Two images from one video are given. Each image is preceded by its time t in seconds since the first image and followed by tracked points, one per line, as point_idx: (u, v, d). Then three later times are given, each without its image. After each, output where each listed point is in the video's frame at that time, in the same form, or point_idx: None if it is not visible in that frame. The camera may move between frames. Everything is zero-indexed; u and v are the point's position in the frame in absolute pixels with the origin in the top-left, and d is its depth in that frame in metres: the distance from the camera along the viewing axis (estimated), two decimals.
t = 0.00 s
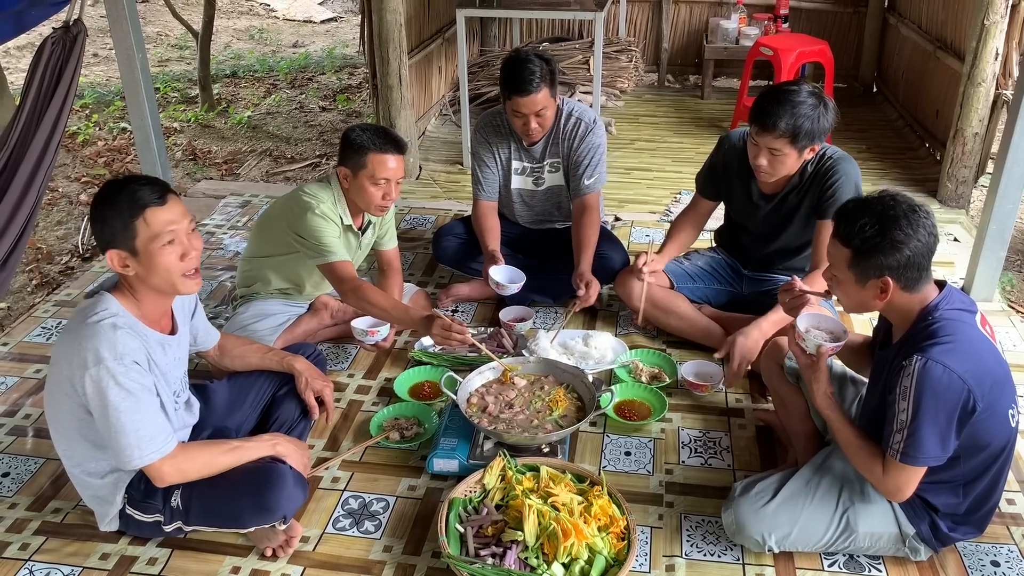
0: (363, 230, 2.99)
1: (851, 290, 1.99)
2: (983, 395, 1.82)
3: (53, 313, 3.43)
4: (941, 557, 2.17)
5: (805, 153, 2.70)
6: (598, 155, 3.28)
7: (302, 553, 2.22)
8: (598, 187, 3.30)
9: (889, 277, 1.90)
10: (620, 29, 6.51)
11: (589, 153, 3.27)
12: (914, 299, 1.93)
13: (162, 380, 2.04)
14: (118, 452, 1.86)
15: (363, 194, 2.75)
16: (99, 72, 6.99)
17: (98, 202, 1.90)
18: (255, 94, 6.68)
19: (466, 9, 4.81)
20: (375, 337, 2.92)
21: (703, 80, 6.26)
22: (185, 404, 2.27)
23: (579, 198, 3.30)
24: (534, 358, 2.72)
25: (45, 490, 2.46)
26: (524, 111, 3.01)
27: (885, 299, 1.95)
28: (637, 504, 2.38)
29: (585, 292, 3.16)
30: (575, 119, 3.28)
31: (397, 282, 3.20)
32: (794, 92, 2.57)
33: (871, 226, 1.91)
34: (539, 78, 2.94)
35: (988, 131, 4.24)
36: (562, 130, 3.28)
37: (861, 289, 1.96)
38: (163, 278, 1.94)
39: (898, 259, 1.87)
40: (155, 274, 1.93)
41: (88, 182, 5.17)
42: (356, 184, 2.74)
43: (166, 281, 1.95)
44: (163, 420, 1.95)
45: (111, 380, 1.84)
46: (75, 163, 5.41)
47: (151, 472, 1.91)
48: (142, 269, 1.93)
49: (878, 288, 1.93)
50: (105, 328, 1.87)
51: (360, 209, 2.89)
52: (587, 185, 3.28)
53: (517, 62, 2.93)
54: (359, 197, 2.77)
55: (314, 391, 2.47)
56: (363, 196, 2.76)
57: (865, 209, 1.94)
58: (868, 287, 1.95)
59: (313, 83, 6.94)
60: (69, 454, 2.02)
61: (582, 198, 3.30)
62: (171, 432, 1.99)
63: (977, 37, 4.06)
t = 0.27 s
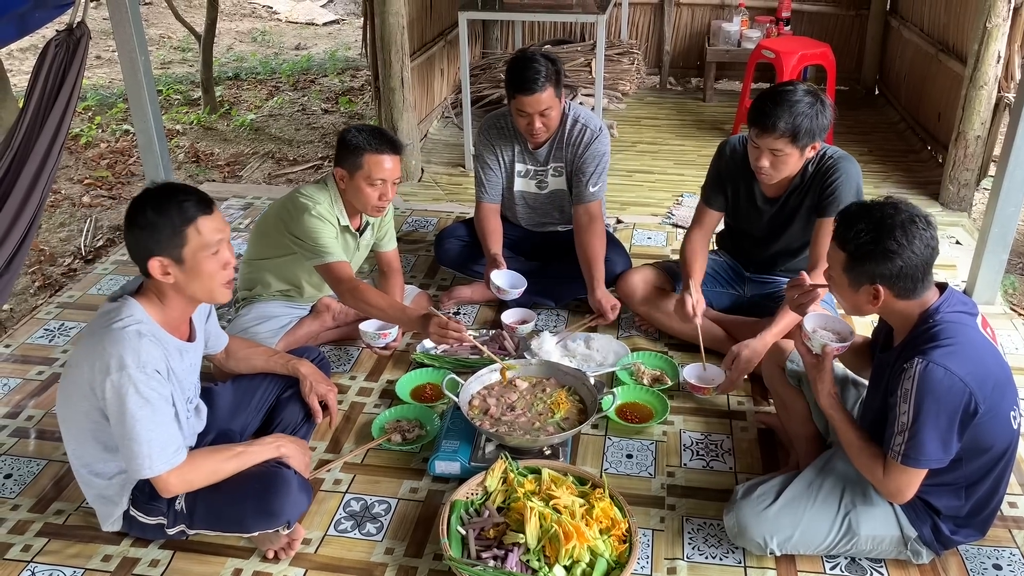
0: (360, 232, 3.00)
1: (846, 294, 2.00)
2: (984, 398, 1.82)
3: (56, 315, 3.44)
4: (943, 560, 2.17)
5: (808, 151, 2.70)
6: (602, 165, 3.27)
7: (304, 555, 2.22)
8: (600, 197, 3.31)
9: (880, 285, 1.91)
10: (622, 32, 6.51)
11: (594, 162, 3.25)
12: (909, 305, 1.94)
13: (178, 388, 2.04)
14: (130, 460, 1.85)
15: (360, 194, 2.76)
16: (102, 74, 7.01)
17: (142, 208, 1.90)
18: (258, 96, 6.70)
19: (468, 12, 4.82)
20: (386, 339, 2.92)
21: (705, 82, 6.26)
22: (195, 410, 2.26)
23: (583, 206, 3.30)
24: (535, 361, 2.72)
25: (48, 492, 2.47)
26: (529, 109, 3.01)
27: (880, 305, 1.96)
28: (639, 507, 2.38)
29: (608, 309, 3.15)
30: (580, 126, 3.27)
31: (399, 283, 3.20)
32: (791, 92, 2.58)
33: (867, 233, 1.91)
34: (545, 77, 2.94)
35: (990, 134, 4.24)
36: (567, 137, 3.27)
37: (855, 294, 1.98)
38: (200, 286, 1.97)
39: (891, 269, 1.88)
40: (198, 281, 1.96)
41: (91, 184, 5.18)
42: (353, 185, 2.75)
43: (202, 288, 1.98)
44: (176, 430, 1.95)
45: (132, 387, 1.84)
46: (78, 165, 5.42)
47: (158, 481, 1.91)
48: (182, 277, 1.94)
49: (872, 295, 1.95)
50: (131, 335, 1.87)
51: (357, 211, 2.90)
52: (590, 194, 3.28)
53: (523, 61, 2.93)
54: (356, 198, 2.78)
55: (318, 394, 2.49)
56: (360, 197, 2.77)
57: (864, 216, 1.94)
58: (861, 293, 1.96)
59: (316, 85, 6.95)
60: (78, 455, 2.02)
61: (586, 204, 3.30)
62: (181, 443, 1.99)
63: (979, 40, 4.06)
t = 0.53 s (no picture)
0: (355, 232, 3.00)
1: (855, 288, 1.99)
2: (984, 398, 1.82)
3: (58, 317, 3.44)
4: (945, 562, 2.16)
5: (808, 158, 2.69)
6: (603, 161, 3.27)
7: (305, 557, 2.22)
8: (603, 192, 3.32)
9: (895, 279, 1.90)
10: (623, 34, 6.51)
11: (594, 158, 3.25)
12: (918, 302, 1.94)
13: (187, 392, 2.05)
14: (138, 465, 1.86)
15: (352, 195, 2.75)
16: (103, 76, 7.02)
17: (190, 212, 1.90)
18: (259, 98, 6.70)
19: (469, 13, 4.82)
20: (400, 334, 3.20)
21: (706, 84, 6.26)
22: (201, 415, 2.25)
23: (586, 204, 3.30)
24: (537, 363, 2.73)
25: (49, 494, 2.47)
26: (529, 109, 3.01)
27: (890, 302, 1.95)
28: (641, 509, 2.37)
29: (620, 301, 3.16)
30: (579, 123, 3.28)
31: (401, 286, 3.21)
32: (795, 95, 2.58)
33: (883, 226, 1.90)
34: (546, 76, 2.95)
35: (992, 135, 4.24)
36: (567, 134, 3.28)
37: (867, 289, 1.96)
38: (227, 293, 1.99)
39: (907, 262, 1.87)
40: (230, 289, 1.98)
41: (92, 186, 5.19)
42: (344, 185, 2.75)
43: (228, 295, 2.00)
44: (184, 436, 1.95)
45: (143, 393, 1.84)
46: (79, 167, 5.43)
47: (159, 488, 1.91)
48: (214, 283, 1.95)
49: (884, 289, 1.93)
50: (145, 340, 1.87)
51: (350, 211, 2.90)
52: (595, 190, 3.29)
53: (525, 60, 2.93)
54: (348, 199, 2.78)
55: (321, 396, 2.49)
56: (352, 198, 2.76)
57: (879, 209, 1.93)
58: (873, 288, 1.95)
59: (317, 87, 6.96)
60: (83, 456, 2.02)
61: (588, 201, 3.31)
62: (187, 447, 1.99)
63: (981, 42, 4.05)
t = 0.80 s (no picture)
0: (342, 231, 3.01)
1: (863, 273, 1.98)
2: (979, 396, 1.82)
3: (58, 318, 3.45)
4: (946, 563, 2.16)
5: (804, 152, 2.68)
6: (604, 158, 3.27)
7: (306, 558, 2.22)
8: (607, 189, 3.32)
9: (904, 264, 1.89)
10: (623, 35, 6.51)
11: (595, 155, 3.26)
12: (917, 298, 1.94)
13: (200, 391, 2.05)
14: (148, 460, 1.86)
15: (338, 191, 2.75)
16: (104, 78, 7.03)
17: (223, 210, 1.92)
18: (260, 99, 6.70)
19: (470, 15, 4.82)
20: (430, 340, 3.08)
21: (707, 85, 6.26)
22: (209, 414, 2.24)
23: (591, 200, 3.32)
24: (537, 363, 2.73)
25: (50, 495, 2.47)
26: (524, 107, 3.01)
27: (894, 290, 1.94)
28: (642, 510, 2.37)
29: (630, 277, 3.11)
30: (577, 121, 3.28)
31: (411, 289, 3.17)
32: (793, 90, 2.59)
33: (904, 210, 1.89)
34: (539, 74, 2.94)
35: (993, 135, 4.23)
36: (566, 133, 3.29)
37: (873, 274, 1.96)
38: (248, 292, 2.00)
39: (920, 247, 1.86)
40: (252, 288, 2.00)
41: (93, 188, 5.19)
42: (331, 181, 2.74)
43: (248, 293, 2.01)
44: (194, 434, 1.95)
45: (159, 388, 1.84)
46: (80, 169, 5.43)
47: (162, 486, 1.90)
48: (238, 281, 1.96)
49: (891, 275, 1.92)
50: (166, 336, 1.87)
51: (337, 208, 2.91)
52: (597, 187, 3.28)
53: (517, 59, 2.94)
54: (336, 195, 2.78)
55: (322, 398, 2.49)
56: (340, 194, 2.76)
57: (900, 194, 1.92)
58: (880, 273, 1.94)
59: (318, 88, 6.96)
60: (90, 451, 2.01)
61: (594, 198, 3.32)
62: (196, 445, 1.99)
63: (981, 42, 4.05)
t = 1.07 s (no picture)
0: (323, 229, 3.02)
1: (851, 266, 2.00)
2: (963, 394, 1.82)
3: (57, 319, 3.45)
4: (943, 562, 2.16)
5: (801, 147, 2.69)
6: (605, 159, 3.29)
7: (304, 558, 2.22)
8: (610, 190, 3.33)
9: (890, 258, 1.90)
10: (621, 36, 6.52)
11: (596, 157, 3.27)
12: (905, 294, 1.96)
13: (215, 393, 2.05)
14: (159, 459, 1.85)
15: (322, 188, 2.75)
16: (102, 79, 7.03)
17: (251, 216, 1.93)
18: (258, 100, 6.71)
19: (468, 15, 4.83)
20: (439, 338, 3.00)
21: (705, 85, 6.26)
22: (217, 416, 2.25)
23: (596, 202, 3.33)
24: (536, 363, 2.73)
25: (48, 496, 2.47)
26: (522, 108, 3.01)
27: (881, 284, 1.96)
28: (640, 509, 2.38)
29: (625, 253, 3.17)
30: (577, 123, 3.29)
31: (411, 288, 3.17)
32: (791, 85, 2.60)
33: (893, 204, 1.91)
34: (536, 75, 2.94)
35: (990, 136, 4.24)
36: (566, 134, 3.29)
37: (860, 266, 1.97)
38: (269, 298, 2.01)
39: (908, 241, 1.87)
40: (273, 294, 2.01)
41: (91, 189, 5.19)
42: (315, 179, 2.75)
43: (268, 300, 2.02)
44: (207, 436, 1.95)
45: (177, 388, 1.84)
46: (78, 170, 5.43)
47: (167, 486, 1.89)
48: (260, 287, 1.97)
49: (877, 268, 1.94)
50: (187, 337, 1.88)
51: (319, 206, 2.92)
52: (601, 188, 3.31)
53: (516, 59, 2.94)
54: (319, 192, 2.78)
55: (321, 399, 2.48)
56: (322, 190, 2.76)
57: (891, 188, 1.94)
58: (867, 266, 1.96)
59: (316, 89, 6.97)
60: (99, 448, 2.01)
61: (597, 199, 3.33)
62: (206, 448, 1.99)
63: (979, 42, 4.06)
